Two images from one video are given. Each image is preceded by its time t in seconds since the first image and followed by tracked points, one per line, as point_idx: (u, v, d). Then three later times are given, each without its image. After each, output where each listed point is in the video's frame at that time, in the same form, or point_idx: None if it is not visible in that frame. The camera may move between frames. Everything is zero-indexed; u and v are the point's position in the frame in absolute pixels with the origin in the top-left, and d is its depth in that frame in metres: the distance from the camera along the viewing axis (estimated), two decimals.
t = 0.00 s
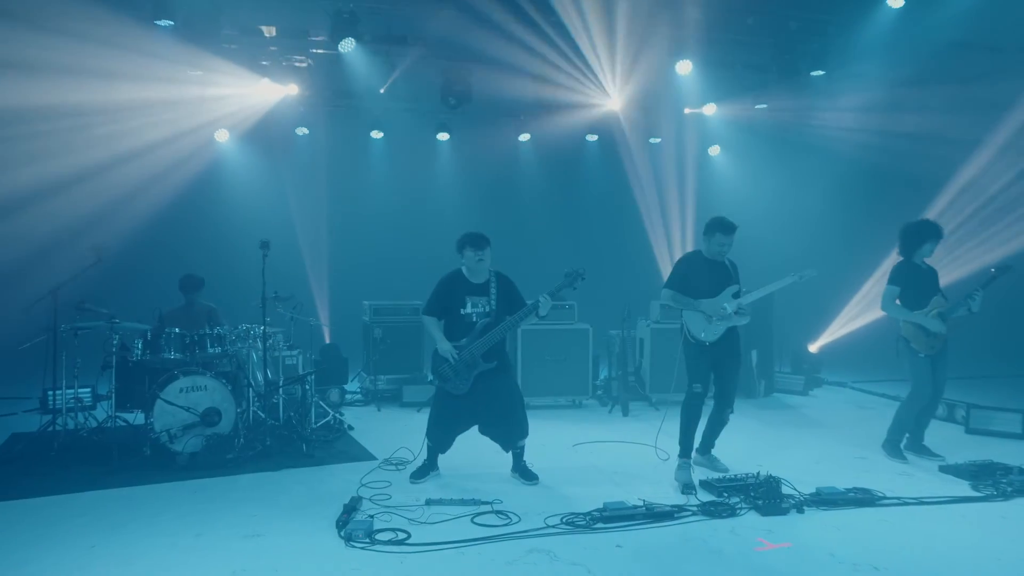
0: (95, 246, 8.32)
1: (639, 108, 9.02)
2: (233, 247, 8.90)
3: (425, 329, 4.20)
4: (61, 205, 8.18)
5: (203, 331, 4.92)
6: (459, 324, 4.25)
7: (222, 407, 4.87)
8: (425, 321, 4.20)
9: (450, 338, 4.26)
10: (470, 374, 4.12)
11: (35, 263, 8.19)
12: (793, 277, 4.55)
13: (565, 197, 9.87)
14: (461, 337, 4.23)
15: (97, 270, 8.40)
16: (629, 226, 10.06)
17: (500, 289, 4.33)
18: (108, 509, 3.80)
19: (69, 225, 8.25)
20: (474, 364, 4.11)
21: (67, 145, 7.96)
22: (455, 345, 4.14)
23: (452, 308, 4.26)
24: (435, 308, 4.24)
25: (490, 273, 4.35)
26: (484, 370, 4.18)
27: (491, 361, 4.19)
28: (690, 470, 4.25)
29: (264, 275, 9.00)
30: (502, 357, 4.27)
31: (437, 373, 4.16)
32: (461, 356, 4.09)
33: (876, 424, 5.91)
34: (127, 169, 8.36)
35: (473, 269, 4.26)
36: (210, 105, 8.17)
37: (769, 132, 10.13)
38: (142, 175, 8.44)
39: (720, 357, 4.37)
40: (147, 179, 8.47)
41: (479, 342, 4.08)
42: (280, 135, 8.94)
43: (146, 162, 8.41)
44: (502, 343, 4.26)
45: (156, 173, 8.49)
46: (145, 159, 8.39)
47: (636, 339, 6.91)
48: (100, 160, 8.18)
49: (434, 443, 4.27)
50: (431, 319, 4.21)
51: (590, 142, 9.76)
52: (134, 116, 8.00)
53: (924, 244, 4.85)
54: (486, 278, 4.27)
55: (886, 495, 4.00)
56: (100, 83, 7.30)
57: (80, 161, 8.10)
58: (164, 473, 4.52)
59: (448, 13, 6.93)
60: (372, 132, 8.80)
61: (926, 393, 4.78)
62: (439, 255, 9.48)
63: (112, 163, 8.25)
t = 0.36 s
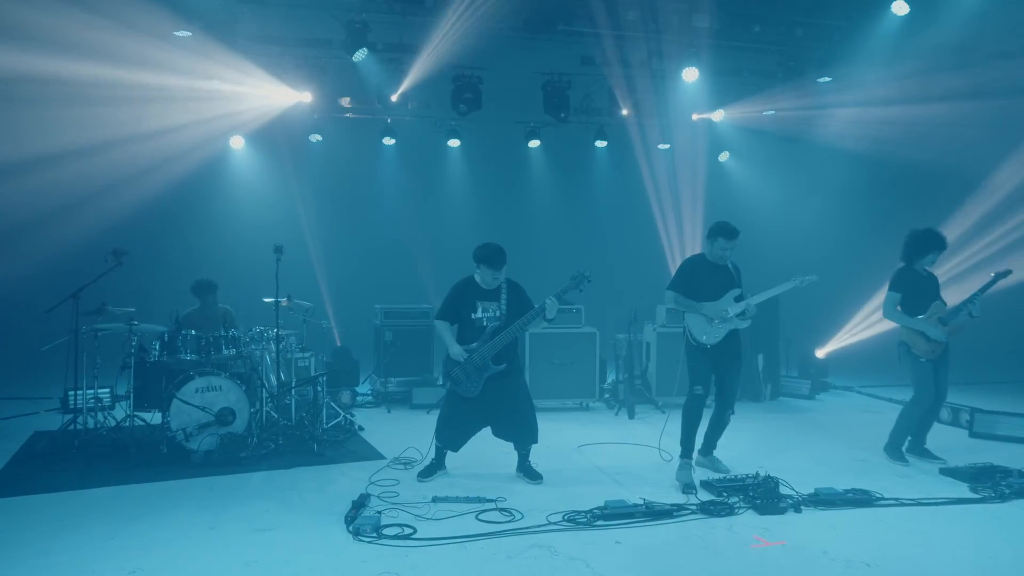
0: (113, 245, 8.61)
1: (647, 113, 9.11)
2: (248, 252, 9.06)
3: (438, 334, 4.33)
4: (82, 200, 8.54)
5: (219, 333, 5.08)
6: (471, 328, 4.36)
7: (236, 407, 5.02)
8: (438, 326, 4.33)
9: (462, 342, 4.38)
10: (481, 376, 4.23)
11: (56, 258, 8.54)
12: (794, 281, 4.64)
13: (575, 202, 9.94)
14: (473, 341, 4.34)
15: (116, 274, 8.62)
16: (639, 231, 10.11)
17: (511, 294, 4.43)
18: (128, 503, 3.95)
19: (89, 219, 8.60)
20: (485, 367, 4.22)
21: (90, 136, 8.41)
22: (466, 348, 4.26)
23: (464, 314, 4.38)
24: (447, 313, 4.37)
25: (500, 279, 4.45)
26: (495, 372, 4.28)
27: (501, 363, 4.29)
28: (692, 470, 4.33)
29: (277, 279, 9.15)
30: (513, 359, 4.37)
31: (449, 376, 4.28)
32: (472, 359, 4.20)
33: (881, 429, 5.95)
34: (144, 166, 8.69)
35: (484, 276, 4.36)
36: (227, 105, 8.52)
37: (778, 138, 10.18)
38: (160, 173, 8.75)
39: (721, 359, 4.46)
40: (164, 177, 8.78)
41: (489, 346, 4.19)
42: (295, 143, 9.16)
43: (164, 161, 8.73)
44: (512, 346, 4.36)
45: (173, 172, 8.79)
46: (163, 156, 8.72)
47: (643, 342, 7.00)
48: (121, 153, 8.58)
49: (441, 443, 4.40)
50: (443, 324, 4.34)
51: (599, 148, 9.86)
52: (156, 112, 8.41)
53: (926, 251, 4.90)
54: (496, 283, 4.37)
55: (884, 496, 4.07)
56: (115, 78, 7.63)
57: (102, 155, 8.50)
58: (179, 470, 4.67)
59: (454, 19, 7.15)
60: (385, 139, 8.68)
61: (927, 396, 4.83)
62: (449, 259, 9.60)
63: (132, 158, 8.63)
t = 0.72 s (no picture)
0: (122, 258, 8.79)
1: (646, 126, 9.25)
2: (253, 264, 9.20)
3: (425, 342, 4.44)
4: (88, 213, 8.75)
5: (225, 344, 5.22)
6: (457, 336, 4.50)
7: (241, 416, 5.13)
8: (425, 334, 4.46)
9: (449, 350, 4.51)
10: (469, 381, 4.34)
11: (58, 270, 8.69)
12: (788, 295, 4.67)
13: (576, 215, 10.06)
14: (460, 348, 4.47)
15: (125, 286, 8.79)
16: (639, 243, 10.23)
17: (496, 302, 4.55)
18: (136, 509, 4.07)
19: (92, 231, 8.77)
20: (472, 372, 4.34)
21: (95, 149, 8.64)
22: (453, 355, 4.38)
23: (450, 322, 4.51)
24: (434, 322, 4.50)
25: (486, 288, 4.58)
26: (482, 377, 4.40)
27: (488, 368, 4.42)
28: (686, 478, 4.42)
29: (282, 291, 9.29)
30: (499, 365, 4.50)
31: (437, 382, 4.40)
32: (459, 364, 4.32)
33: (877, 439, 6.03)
34: (144, 177, 8.86)
35: (471, 285, 4.50)
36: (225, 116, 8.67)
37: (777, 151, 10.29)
38: (159, 186, 8.91)
39: (715, 370, 4.56)
40: (164, 189, 8.93)
41: (477, 351, 4.32)
42: (299, 157, 9.32)
43: (163, 173, 8.91)
44: (498, 352, 4.50)
45: (173, 184, 8.95)
46: (163, 168, 8.90)
47: (642, 353, 7.10)
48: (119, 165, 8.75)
49: (441, 452, 4.51)
50: (430, 332, 4.46)
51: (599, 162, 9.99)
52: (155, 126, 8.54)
53: (915, 263, 5.01)
54: (482, 292, 4.51)
55: (874, 503, 4.16)
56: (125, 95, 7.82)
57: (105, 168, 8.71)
58: (186, 478, 4.78)
59: (452, 35, 7.40)
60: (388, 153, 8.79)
61: (918, 405, 4.91)
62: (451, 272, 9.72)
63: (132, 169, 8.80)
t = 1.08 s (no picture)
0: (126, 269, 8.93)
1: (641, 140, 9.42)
2: (254, 275, 9.34)
3: (414, 352, 4.56)
4: (90, 223, 8.89)
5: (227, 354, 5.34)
6: (445, 345, 4.63)
7: (242, 424, 5.23)
8: (413, 344, 4.57)
9: (437, 358, 4.63)
10: (457, 387, 4.47)
11: (59, 281, 8.82)
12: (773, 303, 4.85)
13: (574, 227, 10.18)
14: (448, 356, 4.60)
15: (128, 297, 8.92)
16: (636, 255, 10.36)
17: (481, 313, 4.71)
18: (139, 513, 4.18)
19: (92, 242, 8.91)
20: (460, 378, 4.47)
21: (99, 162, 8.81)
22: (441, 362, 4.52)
23: (438, 332, 4.64)
24: (423, 332, 4.63)
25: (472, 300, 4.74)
26: (470, 383, 4.53)
27: (476, 374, 4.54)
28: (675, 484, 4.53)
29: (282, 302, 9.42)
30: (487, 372, 4.63)
31: (427, 390, 4.52)
32: (447, 371, 4.46)
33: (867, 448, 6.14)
34: (144, 189, 9.02)
35: (457, 297, 4.65)
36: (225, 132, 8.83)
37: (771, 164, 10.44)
38: (159, 198, 9.07)
39: (703, 379, 4.68)
40: (164, 202, 9.08)
41: (465, 358, 4.45)
42: (300, 170, 9.48)
43: (163, 186, 9.06)
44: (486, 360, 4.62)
45: (172, 196, 9.10)
46: (164, 181, 9.06)
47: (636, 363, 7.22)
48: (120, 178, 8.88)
49: (437, 458, 4.62)
50: (419, 342, 4.59)
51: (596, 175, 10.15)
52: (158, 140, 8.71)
53: (896, 269, 5.15)
54: (468, 302, 4.66)
55: (859, 508, 4.26)
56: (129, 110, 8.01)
57: (108, 180, 8.87)
58: (188, 484, 4.89)
59: (450, 52, 7.58)
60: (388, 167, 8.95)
61: (904, 412, 5.02)
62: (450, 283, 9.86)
63: (132, 182, 8.95)
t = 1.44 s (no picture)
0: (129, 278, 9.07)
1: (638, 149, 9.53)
2: (255, 284, 9.47)
3: (415, 358, 4.66)
4: (95, 233, 9.03)
5: (229, 361, 5.48)
6: (445, 352, 4.73)
7: (242, 430, 5.34)
8: (415, 351, 4.67)
9: (437, 365, 4.73)
10: (457, 393, 4.57)
11: (60, 289, 8.94)
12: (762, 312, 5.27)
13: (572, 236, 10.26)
14: (448, 363, 4.71)
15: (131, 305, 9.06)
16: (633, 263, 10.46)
17: (480, 321, 4.82)
18: (142, 516, 4.29)
19: (93, 251, 9.03)
20: (461, 384, 4.56)
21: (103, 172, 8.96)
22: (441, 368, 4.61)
23: (438, 339, 4.75)
24: (423, 339, 4.73)
25: (471, 309, 4.85)
26: (469, 389, 4.63)
27: (475, 380, 4.66)
28: (666, 489, 4.61)
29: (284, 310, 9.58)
30: (485, 378, 4.74)
31: (427, 396, 4.61)
32: (448, 377, 4.54)
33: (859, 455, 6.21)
34: (146, 199, 9.15)
35: (456, 305, 4.75)
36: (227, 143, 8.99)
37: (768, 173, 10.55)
38: (161, 208, 9.20)
39: (693, 385, 4.78)
40: (165, 211, 9.22)
41: (465, 364, 4.54)
42: (302, 180, 9.63)
43: (165, 196, 9.21)
44: (484, 366, 4.73)
45: (174, 206, 9.24)
46: (167, 191, 9.22)
47: (632, 371, 7.31)
48: (122, 188, 9.03)
49: (433, 462, 4.73)
50: (420, 349, 4.69)
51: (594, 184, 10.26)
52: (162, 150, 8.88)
53: (887, 281, 5.25)
54: (468, 310, 4.76)
55: (845, 513, 4.35)
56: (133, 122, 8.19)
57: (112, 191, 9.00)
58: (189, 488, 5.01)
59: (448, 64, 7.72)
60: (389, 176, 9.09)
61: (891, 419, 5.11)
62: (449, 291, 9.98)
63: (134, 192, 9.08)
